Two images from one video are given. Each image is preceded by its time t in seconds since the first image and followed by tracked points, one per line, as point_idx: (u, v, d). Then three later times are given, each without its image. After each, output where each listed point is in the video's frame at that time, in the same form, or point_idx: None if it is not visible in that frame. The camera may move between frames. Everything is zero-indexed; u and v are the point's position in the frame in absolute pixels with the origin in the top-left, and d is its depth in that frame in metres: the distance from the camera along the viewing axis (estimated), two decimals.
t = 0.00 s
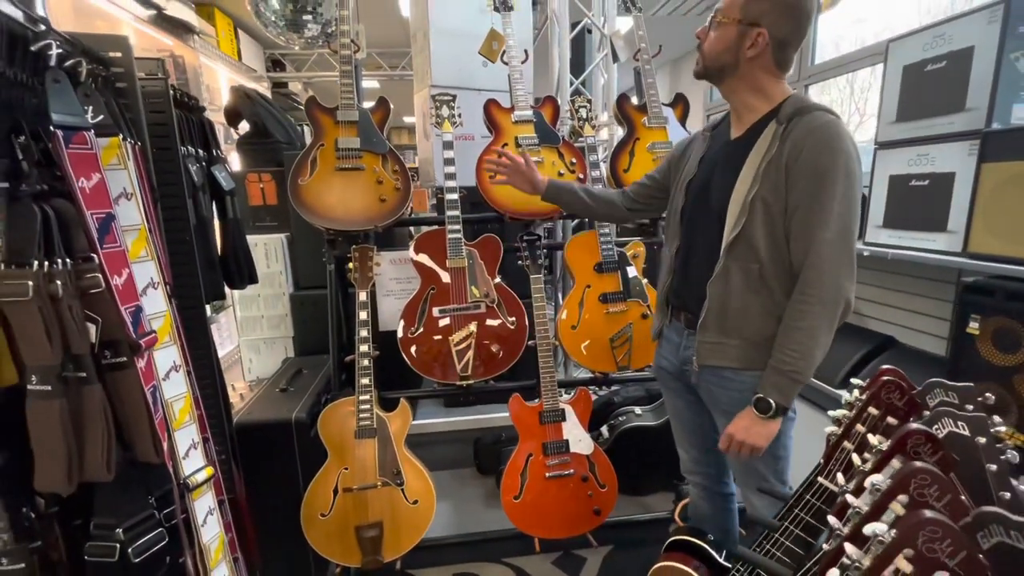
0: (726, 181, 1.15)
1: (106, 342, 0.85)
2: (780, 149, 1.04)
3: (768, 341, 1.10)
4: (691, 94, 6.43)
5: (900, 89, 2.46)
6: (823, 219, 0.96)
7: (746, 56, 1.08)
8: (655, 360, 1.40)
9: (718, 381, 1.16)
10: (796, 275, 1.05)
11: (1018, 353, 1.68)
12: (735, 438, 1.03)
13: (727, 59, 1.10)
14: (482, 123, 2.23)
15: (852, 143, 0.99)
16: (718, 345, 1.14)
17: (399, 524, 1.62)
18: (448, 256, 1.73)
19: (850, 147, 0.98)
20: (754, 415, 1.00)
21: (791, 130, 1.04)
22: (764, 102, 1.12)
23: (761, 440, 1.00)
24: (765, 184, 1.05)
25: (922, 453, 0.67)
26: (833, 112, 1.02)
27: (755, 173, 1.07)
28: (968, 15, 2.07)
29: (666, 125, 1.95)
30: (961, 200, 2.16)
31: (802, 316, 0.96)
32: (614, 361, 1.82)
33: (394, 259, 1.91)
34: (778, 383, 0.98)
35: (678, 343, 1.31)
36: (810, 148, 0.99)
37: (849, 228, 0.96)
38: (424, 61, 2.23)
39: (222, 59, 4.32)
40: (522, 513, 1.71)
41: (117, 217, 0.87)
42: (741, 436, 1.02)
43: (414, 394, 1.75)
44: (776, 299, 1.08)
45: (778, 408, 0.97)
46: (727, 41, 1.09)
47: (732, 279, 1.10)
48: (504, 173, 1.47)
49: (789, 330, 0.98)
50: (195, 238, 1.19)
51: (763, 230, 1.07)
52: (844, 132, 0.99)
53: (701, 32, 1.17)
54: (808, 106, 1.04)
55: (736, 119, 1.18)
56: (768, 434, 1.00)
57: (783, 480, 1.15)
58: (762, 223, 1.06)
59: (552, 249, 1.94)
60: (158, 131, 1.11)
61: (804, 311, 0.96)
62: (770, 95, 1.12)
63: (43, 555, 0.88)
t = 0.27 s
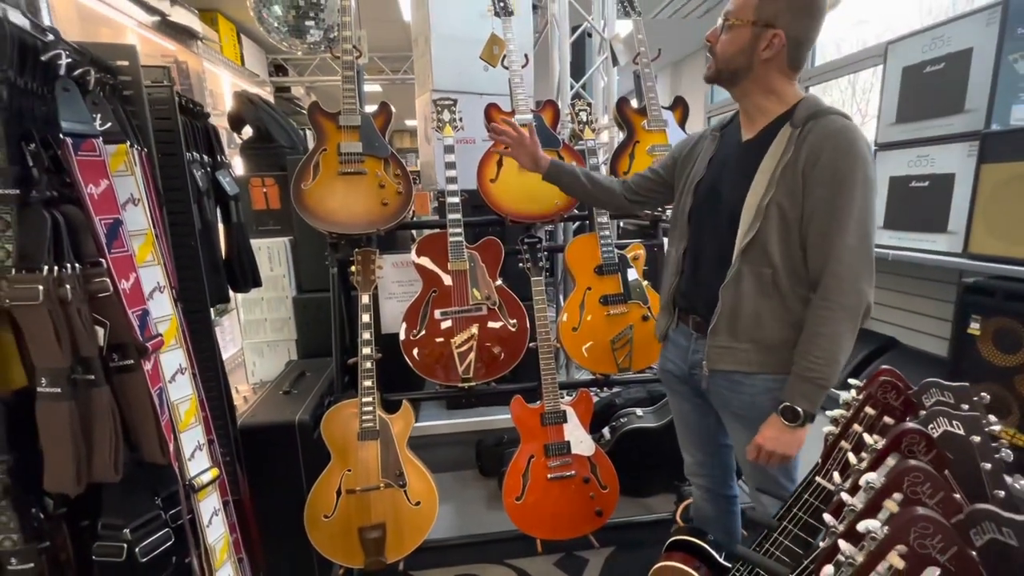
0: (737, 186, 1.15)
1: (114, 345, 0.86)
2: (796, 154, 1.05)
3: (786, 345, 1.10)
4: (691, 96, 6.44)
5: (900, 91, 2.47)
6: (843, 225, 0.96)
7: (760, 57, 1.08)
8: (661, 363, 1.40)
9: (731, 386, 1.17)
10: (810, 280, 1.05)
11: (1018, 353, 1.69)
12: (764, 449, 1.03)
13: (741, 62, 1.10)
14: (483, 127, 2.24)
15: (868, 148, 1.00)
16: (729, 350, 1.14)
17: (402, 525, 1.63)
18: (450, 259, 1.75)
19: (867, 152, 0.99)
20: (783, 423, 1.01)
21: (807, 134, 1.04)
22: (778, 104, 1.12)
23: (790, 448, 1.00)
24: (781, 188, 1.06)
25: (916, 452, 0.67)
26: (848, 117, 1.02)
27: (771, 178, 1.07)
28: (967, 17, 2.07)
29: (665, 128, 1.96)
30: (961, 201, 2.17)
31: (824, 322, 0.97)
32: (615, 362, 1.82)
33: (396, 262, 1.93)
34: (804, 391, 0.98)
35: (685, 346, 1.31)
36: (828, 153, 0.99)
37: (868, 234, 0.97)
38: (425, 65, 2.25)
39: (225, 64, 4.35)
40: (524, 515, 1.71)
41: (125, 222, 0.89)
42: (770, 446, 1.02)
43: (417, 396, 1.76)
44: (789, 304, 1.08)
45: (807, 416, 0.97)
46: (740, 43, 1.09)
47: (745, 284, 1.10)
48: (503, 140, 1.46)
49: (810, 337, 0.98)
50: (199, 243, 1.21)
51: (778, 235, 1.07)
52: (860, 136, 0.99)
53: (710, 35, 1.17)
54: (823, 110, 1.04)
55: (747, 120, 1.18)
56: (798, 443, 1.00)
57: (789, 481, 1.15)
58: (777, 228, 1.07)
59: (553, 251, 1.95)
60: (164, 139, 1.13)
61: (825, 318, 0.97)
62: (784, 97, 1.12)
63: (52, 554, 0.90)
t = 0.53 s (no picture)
0: (746, 187, 1.16)
1: (119, 347, 0.87)
2: (808, 156, 1.04)
3: (800, 349, 1.11)
4: (691, 99, 6.46)
5: (898, 93, 2.48)
6: (856, 228, 0.96)
7: (768, 57, 1.08)
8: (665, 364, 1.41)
9: (741, 392, 1.18)
10: (823, 283, 1.06)
11: (1019, 354, 1.69)
12: (773, 451, 1.04)
13: (749, 63, 1.10)
14: (483, 130, 2.26)
15: (881, 149, 0.99)
16: (739, 353, 1.14)
17: (404, 527, 1.63)
18: (451, 261, 1.76)
19: (880, 153, 0.98)
20: (792, 425, 1.01)
21: (819, 135, 1.04)
22: (790, 104, 1.12)
23: (800, 450, 1.01)
24: (793, 191, 1.06)
25: (911, 450, 0.70)
26: (860, 118, 1.02)
27: (783, 180, 1.07)
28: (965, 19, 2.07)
29: (665, 130, 1.97)
30: (960, 201, 2.17)
31: (837, 326, 0.97)
32: (616, 364, 1.83)
33: (397, 265, 1.94)
34: (816, 393, 0.98)
35: (694, 349, 1.32)
36: (841, 155, 0.99)
37: (881, 237, 0.97)
38: (426, 69, 2.26)
39: (228, 68, 4.37)
40: (525, 516, 1.72)
41: (130, 226, 0.90)
42: (780, 448, 1.02)
43: (418, 398, 1.77)
44: (801, 307, 1.09)
45: (817, 418, 0.97)
46: (747, 44, 1.09)
47: (756, 287, 1.11)
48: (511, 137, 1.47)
49: (822, 340, 0.98)
50: (203, 246, 1.22)
51: (790, 238, 1.07)
52: (873, 138, 0.99)
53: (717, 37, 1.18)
54: (835, 111, 1.04)
55: (757, 121, 1.17)
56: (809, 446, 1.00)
57: (790, 482, 1.16)
58: (789, 231, 1.07)
59: (553, 253, 1.96)
60: (168, 143, 1.14)
61: (838, 321, 0.97)
62: (794, 98, 1.12)
63: (57, 554, 0.91)
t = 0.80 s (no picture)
0: (752, 188, 1.17)
1: (122, 348, 0.88)
2: (812, 156, 1.05)
3: (803, 356, 1.10)
4: (691, 100, 6.47)
5: (898, 94, 2.48)
6: (861, 230, 0.96)
7: (767, 54, 1.09)
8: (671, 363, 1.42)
9: (741, 389, 1.18)
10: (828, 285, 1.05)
11: (1020, 354, 1.69)
12: (777, 451, 1.03)
13: (750, 63, 1.11)
14: (484, 132, 2.27)
15: (888, 148, 0.98)
16: (740, 353, 1.15)
17: (405, 528, 1.63)
18: (452, 263, 1.77)
19: (887, 152, 0.97)
20: (795, 427, 1.01)
21: (824, 136, 1.04)
22: (797, 102, 1.11)
23: (802, 453, 1.00)
24: (797, 192, 1.06)
25: (907, 449, 0.71)
26: (867, 117, 1.01)
27: (786, 181, 1.08)
28: (965, 20, 2.07)
29: (665, 132, 1.97)
30: (960, 202, 2.17)
31: (842, 327, 0.97)
32: (617, 365, 1.83)
33: (398, 266, 1.93)
34: (819, 397, 0.99)
35: (698, 347, 1.33)
36: (844, 154, 0.99)
37: (889, 238, 0.96)
38: (427, 71, 2.27)
39: (229, 71, 4.39)
40: (526, 516, 1.72)
41: (133, 228, 0.91)
42: (783, 449, 1.02)
43: (418, 399, 1.77)
44: (804, 309, 1.08)
45: (819, 420, 0.97)
46: (745, 45, 1.11)
47: (758, 288, 1.11)
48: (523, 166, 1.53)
49: (829, 344, 0.98)
50: (205, 248, 1.23)
51: (793, 239, 1.07)
52: (879, 137, 0.98)
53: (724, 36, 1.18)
54: (842, 110, 1.03)
55: (766, 121, 1.18)
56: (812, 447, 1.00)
57: (791, 482, 1.16)
58: (792, 231, 1.07)
59: (554, 254, 1.96)
60: (171, 145, 1.16)
61: (842, 323, 0.97)
62: (803, 97, 1.11)
63: (60, 553, 0.91)
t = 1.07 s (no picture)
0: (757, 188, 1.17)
1: (125, 348, 0.89)
2: (806, 157, 1.05)
3: (795, 357, 1.11)
4: (692, 101, 6.48)
5: (899, 94, 2.48)
6: (847, 230, 0.94)
7: (776, 52, 1.08)
8: (680, 359, 1.45)
9: (743, 388, 1.19)
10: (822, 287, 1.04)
11: (1020, 354, 1.69)
12: (766, 450, 1.03)
13: (758, 61, 1.11)
14: (484, 133, 2.27)
15: (884, 149, 0.96)
16: (738, 352, 1.16)
17: (406, 528, 1.64)
18: (453, 263, 1.77)
19: (881, 153, 0.95)
20: (784, 427, 1.00)
21: (820, 136, 1.04)
22: (805, 101, 1.11)
23: (790, 452, 0.99)
24: (790, 192, 1.07)
25: (906, 447, 0.70)
26: (867, 116, 1.00)
27: (780, 181, 1.09)
28: (966, 20, 2.07)
29: (665, 133, 1.97)
30: (960, 202, 2.16)
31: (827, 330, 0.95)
32: (618, 365, 1.84)
33: (399, 267, 1.92)
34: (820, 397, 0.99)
35: (705, 347, 1.35)
36: (834, 154, 0.98)
37: (880, 240, 0.92)
38: (428, 72, 2.28)
39: (231, 72, 4.40)
40: (528, 516, 1.73)
41: (136, 229, 0.92)
42: (771, 447, 1.02)
43: (419, 399, 1.77)
44: (799, 311, 1.08)
45: (804, 421, 0.96)
46: (754, 44, 1.11)
47: (753, 288, 1.13)
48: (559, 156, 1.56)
49: (818, 348, 0.96)
50: (207, 248, 1.24)
51: (787, 240, 1.08)
52: (875, 137, 0.97)
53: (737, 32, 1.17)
54: (842, 110, 1.02)
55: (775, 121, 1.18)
56: (803, 448, 0.99)
57: (791, 482, 1.16)
58: (785, 232, 1.08)
59: (554, 254, 1.97)
60: (174, 147, 1.17)
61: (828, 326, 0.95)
62: (812, 97, 1.11)
63: (64, 553, 0.92)
